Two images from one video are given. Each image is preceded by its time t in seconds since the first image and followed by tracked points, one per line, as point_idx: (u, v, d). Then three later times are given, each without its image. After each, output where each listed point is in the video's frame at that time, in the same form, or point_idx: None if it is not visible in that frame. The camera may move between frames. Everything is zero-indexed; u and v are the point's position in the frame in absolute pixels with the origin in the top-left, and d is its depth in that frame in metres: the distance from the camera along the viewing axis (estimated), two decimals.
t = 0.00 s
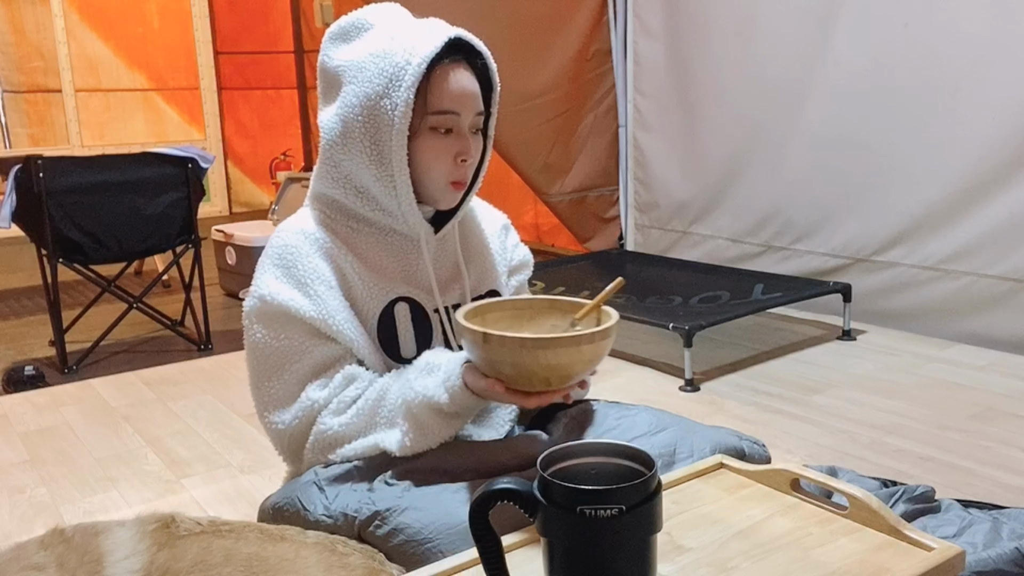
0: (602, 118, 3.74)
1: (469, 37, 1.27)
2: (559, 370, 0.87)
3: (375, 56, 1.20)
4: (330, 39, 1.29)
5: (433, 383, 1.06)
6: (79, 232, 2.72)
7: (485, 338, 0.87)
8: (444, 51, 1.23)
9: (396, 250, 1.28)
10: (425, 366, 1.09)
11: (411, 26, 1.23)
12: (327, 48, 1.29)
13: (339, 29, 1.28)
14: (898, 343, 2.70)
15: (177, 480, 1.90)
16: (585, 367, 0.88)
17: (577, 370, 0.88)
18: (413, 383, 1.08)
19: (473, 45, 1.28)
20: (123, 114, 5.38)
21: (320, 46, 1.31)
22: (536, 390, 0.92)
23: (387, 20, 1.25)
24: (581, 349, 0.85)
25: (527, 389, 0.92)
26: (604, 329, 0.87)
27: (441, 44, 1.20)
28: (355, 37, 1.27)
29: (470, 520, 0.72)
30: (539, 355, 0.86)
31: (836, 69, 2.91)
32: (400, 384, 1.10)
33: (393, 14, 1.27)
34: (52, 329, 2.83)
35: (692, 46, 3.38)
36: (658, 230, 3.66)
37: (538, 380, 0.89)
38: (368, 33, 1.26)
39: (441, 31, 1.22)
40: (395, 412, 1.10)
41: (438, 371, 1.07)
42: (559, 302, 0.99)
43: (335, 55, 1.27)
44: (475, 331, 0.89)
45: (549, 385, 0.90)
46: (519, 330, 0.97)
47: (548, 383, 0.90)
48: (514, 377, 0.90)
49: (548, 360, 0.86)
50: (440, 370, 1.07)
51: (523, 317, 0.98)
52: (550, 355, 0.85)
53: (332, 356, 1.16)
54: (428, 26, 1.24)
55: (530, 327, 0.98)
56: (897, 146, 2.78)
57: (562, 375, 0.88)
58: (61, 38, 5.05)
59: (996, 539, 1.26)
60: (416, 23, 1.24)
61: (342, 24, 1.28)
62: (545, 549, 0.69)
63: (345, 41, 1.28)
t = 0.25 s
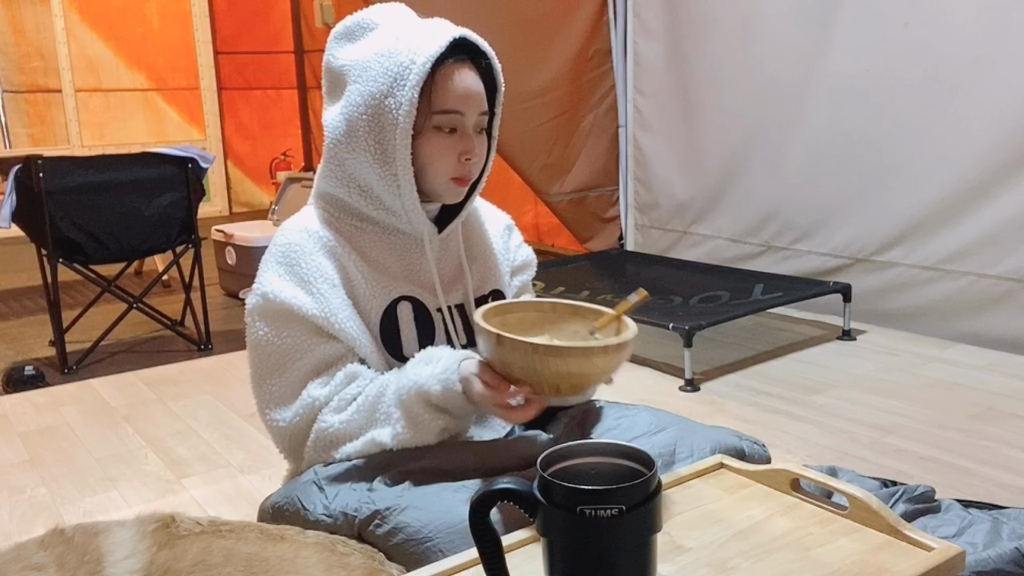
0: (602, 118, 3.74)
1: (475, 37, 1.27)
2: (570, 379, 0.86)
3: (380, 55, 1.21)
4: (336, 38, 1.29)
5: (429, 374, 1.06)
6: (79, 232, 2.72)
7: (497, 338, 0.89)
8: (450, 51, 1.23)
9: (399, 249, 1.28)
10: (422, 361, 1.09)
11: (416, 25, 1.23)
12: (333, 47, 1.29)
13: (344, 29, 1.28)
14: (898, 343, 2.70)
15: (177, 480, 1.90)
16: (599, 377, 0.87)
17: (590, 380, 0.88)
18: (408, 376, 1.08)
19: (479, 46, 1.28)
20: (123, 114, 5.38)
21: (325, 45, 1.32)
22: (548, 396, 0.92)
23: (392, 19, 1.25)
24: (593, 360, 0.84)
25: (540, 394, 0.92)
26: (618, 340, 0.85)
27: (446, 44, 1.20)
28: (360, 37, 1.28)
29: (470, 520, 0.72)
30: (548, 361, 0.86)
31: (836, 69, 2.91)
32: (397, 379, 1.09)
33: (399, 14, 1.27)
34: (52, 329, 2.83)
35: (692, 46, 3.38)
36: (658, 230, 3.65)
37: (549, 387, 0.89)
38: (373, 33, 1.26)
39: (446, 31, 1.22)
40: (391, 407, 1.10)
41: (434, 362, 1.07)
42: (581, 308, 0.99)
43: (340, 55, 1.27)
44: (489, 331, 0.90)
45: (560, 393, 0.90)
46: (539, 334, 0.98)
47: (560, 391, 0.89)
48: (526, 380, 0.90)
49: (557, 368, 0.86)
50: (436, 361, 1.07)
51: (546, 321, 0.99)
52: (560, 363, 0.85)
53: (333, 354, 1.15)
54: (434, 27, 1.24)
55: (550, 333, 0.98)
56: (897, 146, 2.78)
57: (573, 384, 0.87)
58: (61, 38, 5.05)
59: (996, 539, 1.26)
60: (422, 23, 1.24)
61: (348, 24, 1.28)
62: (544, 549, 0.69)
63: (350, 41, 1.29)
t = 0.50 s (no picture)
0: (602, 118, 3.74)
1: (478, 37, 1.27)
2: (577, 392, 0.85)
3: (383, 54, 1.20)
4: (340, 37, 1.29)
5: (422, 381, 1.03)
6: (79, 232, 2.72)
7: (502, 350, 0.87)
8: (452, 50, 1.23)
9: (400, 249, 1.27)
10: (416, 366, 1.06)
11: (420, 25, 1.23)
12: (337, 46, 1.29)
13: (348, 28, 1.28)
14: (898, 342, 2.70)
15: (177, 480, 1.90)
16: (608, 390, 0.85)
17: (600, 393, 0.86)
18: (401, 381, 1.05)
19: (483, 46, 1.28)
20: (123, 114, 5.38)
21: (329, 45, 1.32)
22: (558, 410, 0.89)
23: (396, 18, 1.25)
24: (599, 371, 0.83)
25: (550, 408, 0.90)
26: (627, 352, 0.84)
27: (449, 43, 1.20)
28: (364, 35, 1.27)
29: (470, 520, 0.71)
30: (553, 373, 0.84)
31: (836, 69, 2.91)
32: (390, 384, 1.07)
33: (403, 13, 1.27)
34: (52, 329, 2.83)
35: (692, 46, 3.38)
36: (658, 230, 3.65)
37: (557, 400, 0.87)
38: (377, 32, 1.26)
39: (449, 31, 1.22)
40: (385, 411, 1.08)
41: (428, 371, 1.04)
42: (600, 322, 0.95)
43: (344, 54, 1.27)
44: (495, 343, 0.89)
45: (569, 407, 0.88)
46: (557, 348, 0.94)
47: (568, 405, 0.88)
48: (534, 394, 0.88)
49: (563, 381, 0.84)
50: (430, 370, 1.04)
51: (565, 335, 0.95)
52: (564, 375, 0.83)
53: (331, 352, 1.14)
54: (437, 25, 1.24)
55: (569, 347, 0.94)
56: (897, 146, 2.78)
57: (581, 398, 0.85)
58: (61, 39, 5.05)
59: (996, 539, 1.26)
60: (425, 22, 1.24)
61: (351, 23, 1.28)
62: (544, 548, 0.69)
63: (354, 39, 1.28)
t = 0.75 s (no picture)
0: (602, 118, 3.74)
1: (474, 22, 1.24)
2: (596, 414, 0.80)
3: (378, 43, 1.18)
4: (338, 29, 1.27)
5: (424, 396, 1.03)
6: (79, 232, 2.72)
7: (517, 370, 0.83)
8: (448, 36, 1.20)
9: (401, 241, 1.24)
10: (417, 377, 1.05)
11: (416, 11, 1.20)
12: (336, 37, 1.27)
13: (347, 18, 1.26)
14: (898, 343, 2.70)
15: (177, 480, 1.90)
16: (630, 410, 0.81)
17: (621, 415, 0.81)
18: (401, 394, 1.05)
19: (480, 31, 1.25)
20: (123, 114, 5.38)
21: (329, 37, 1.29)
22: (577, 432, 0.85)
23: (392, 7, 1.23)
24: (616, 392, 0.79)
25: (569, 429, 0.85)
26: (646, 370, 0.79)
27: (444, 28, 1.17)
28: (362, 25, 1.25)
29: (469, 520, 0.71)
30: (570, 394, 0.79)
31: (836, 69, 2.91)
32: (392, 394, 1.06)
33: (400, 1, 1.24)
34: (52, 329, 2.83)
35: (692, 46, 3.38)
36: (658, 230, 3.65)
37: (576, 423, 0.82)
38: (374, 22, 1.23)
39: (444, 16, 1.19)
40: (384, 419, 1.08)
41: (429, 384, 1.03)
42: (621, 338, 0.89)
43: (341, 45, 1.24)
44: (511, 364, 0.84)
45: (590, 429, 0.83)
46: (578, 366, 0.90)
47: (587, 426, 0.83)
48: (552, 415, 0.84)
49: (581, 402, 0.79)
50: (430, 384, 1.03)
51: (585, 352, 0.90)
52: (583, 396, 0.79)
53: (330, 348, 1.13)
54: (434, 10, 1.20)
55: (590, 364, 0.89)
56: (897, 145, 2.78)
57: (602, 420, 0.81)
58: (61, 39, 5.05)
59: (996, 539, 1.26)
60: (421, 8, 1.21)
61: (349, 13, 1.25)
62: (545, 548, 0.69)
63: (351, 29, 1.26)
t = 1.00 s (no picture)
0: (601, 118, 3.74)
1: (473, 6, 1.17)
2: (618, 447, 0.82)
3: (375, 31, 1.11)
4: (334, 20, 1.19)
5: (439, 418, 0.96)
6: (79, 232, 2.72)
7: (537, 408, 0.83)
8: (446, 20, 1.14)
9: (408, 236, 1.18)
10: (433, 398, 0.98)
11: None
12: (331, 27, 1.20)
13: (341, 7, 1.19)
14: (898, 342, 2.70)
15: (177, 480, 1.90)
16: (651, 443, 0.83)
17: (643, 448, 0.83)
18: (416, 414, 0.97)
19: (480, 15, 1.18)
20: (123, 114, 5.38)
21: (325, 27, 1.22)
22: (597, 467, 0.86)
23: None
24: (641, 432, 0.80)
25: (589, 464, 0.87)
26: (668, 409, 0.81)
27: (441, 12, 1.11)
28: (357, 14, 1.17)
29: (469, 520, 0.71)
30: (591, 430, 0.80)
31: (836, 69, 2.91)
32: (405, 411, 0.99)
33: None
34: (52, 329, 2.83)
35: (692, 46, 3.38)
36: (658, 230, 3.66)
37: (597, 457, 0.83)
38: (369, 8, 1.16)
39: None
40: (395, 437, 1.00)
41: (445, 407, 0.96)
42: (643, 366, 0.93)
43: (338, 35, 1.17)
44: (529, 398, 0.85)
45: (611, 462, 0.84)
46: (597, 396, 0.92)
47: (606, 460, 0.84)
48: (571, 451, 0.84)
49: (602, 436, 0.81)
50: (447, 406, 0.96)
51: (605, 381, 0.93)
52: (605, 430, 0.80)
53: (334, 349, 1.06)
54: None
55: (609, 393, 0.92)
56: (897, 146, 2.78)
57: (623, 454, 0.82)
58: (61, 39, 5.05)
59: (996, 539, 1.26)
60: None
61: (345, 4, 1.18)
62: (545, 549, 0.69)
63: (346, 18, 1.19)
